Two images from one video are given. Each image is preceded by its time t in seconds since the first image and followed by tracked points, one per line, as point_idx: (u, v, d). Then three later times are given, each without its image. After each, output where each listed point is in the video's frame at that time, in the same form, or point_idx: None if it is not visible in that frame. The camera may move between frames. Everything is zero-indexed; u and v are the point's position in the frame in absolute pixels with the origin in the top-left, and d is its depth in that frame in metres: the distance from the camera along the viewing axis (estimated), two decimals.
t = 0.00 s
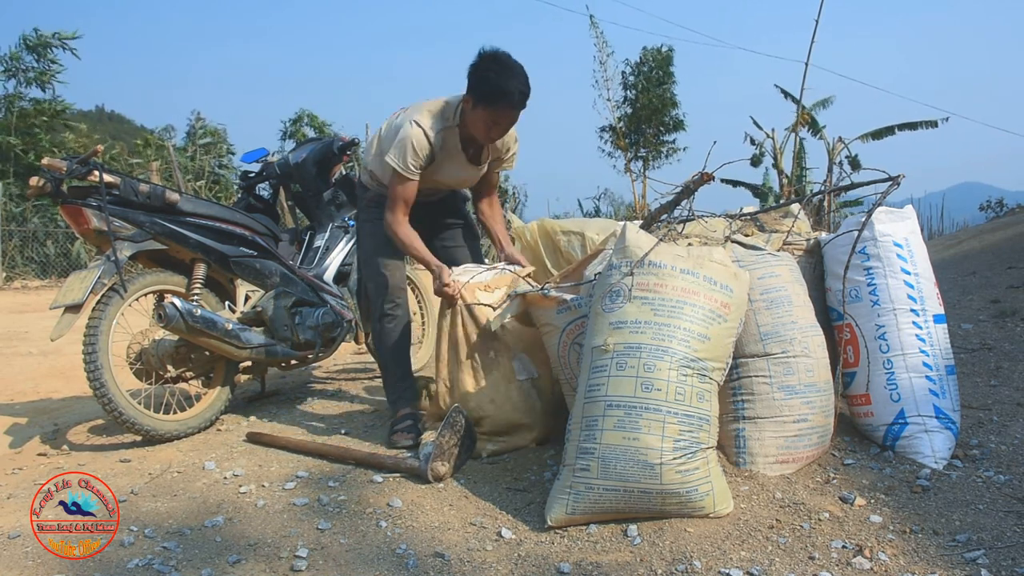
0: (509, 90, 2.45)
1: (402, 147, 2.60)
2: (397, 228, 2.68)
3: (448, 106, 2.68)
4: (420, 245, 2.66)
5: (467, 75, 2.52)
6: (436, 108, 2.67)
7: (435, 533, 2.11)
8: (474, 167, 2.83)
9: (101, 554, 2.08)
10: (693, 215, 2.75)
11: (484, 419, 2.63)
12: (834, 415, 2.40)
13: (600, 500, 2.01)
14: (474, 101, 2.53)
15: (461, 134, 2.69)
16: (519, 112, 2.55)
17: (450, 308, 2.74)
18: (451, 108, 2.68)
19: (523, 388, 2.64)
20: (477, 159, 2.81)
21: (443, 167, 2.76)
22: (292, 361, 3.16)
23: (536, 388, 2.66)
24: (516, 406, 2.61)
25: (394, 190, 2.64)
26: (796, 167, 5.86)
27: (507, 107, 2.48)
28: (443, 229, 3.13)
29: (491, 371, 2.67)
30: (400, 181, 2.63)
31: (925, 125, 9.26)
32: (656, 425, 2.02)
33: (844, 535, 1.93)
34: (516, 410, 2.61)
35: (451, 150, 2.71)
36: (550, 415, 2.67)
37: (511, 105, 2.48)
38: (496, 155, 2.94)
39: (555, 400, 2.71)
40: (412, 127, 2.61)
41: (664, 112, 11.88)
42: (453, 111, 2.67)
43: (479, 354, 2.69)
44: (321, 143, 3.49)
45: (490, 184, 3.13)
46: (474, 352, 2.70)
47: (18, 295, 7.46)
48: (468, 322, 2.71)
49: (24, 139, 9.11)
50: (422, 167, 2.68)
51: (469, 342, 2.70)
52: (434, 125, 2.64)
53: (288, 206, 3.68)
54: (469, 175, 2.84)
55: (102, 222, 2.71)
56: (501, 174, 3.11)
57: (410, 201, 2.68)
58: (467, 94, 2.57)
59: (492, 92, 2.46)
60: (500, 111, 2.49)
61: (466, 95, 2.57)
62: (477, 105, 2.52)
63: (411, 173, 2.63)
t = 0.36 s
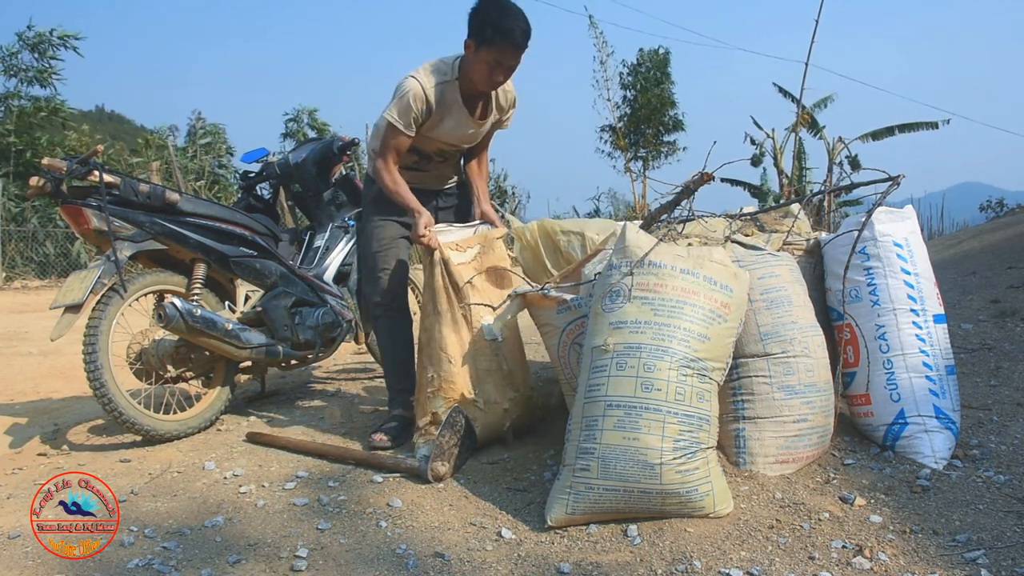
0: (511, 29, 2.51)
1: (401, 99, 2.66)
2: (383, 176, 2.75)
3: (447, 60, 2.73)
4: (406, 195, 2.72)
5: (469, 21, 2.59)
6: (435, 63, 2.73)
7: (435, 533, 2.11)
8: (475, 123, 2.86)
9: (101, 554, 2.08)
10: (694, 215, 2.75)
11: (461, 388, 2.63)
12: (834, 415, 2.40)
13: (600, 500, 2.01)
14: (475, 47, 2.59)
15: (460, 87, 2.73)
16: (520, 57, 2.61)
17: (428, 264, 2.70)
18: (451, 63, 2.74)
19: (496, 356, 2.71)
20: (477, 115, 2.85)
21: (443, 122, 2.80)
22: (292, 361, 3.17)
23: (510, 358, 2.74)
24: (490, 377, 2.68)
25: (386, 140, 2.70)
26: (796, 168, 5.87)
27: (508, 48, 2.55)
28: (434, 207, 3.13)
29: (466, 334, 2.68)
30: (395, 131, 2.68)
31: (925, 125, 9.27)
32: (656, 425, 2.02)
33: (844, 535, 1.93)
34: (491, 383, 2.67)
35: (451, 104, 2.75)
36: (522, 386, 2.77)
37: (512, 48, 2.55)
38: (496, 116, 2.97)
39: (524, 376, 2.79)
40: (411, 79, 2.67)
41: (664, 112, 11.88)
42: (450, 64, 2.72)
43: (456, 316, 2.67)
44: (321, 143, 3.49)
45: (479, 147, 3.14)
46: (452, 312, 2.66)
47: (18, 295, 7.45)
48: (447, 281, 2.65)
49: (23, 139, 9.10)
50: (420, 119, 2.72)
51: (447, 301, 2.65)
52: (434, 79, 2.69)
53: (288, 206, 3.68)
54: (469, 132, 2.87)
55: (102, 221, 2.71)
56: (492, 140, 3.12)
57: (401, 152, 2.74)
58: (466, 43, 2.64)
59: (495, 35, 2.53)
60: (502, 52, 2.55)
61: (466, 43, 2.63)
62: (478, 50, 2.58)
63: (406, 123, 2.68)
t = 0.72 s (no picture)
0: (528, 30, 2.55)
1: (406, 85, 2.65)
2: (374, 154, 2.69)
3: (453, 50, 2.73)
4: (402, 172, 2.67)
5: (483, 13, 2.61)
6: (441, 53, 2.73)
7: (435, 533, 2.11)
8: (476, 117, 2.85)
9: (101, 554, 2.08)
10: (694, 215, 2.75)
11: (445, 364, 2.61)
12: (834, 415, 2.40)
13: (600, 500, 2.01)
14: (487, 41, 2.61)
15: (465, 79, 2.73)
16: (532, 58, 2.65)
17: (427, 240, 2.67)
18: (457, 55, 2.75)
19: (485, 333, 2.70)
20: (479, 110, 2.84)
21: (445, 113, 2.79)
22: (292, 361, 3.17)
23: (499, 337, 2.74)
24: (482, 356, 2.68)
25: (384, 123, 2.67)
26: (795, 168, 5.87)
27: (524, 47, 2.58)
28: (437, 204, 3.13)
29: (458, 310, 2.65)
30: (396, 116, 2.66)
31: (925, 126, 9.26)
32: (656, 425, 2.02)
33: (844, 535, 1.93)
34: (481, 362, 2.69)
35: (455, 96, 2.75)
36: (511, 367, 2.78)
37: (528, 46, 2.58)
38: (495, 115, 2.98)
39: (512, 361, 2.78)
40: (418, 66, 2.67)
41: (664, 112, 11.88)
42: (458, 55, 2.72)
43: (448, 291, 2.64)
44: (321, 143, 3.48)
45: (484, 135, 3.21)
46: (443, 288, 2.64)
47: (18, 295, 7.46)
48: (443, 255, 2.63)
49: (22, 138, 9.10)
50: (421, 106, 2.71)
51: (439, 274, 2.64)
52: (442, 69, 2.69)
53: (288, 206, 3.68)
54: (469, 126, 2.87)
55: (102, 221, 2.71)
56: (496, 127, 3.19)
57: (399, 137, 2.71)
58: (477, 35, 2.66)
59: (512, 32, 2.56)
60: (518, 50, 2.59)
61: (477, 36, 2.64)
62: (492, 45, 2.60)
63: (408, 109, 2.67)
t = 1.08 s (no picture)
0: (536, 40, 2.54)
1: (405, 90, 2.65)
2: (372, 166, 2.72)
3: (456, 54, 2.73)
4: (393, 197, 2.70)
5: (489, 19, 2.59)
6: (443, 57, 2.73)
7: (435, 533, 2.11)
8: (475, 122, 2.85)
9: (101, 554, 2.08)
10: (694, 215, 2.75)
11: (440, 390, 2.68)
12: (834, 415, 2.40)
13: (600, 500, 2.01)
14: (492, 47, 2.60)
15: (466, 84, 2.72)
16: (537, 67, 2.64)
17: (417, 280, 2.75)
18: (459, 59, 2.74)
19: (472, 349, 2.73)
20: (479, 115, 2.83)
21: (444, 118, 2.78)
22: (292, 361, 3.17)
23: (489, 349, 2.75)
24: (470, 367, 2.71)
25: (381, 127, 2.68)
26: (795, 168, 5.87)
27: (530, 55, 2.57)
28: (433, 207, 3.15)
29: (450, 343, 2.73)
30: (393, 120, 2.66)
31: (925, 125, 9.26)
32: (656, 425, 2.02)
33: (844, 535, 1.93)
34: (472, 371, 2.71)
35: (455, 101, 2.74)
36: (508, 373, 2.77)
37: (534, 56, 2.57)
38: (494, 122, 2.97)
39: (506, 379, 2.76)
40: (419, 69, 2.66)
41: (664, 112, 11.88)
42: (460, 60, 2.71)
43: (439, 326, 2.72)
44: (321, 143, 3.48)
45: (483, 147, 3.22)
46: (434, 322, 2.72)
47: (18, 295, 7.45)
48: (434, 293, 2.72)
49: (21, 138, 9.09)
50: (420, 110, 2.71)
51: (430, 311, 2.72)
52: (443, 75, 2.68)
53: (288, 206, 3.69)
54: (468, 131, 2.86)
55: (102, 222, 2.71)
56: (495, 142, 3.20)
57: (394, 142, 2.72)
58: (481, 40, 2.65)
59: (521, 42, 2.54)
60: (524, 61, 2.58)
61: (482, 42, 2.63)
62: (497, 52, 2.59)
63: (406, 114, 2.66)
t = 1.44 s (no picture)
0: (518, 51, 2.54)
1: (382, 100, 2.63)
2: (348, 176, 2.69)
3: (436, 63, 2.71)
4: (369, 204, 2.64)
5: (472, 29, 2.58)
6: (421, 65, 2.71)
7: (435, 533, 2.11)
8: (454, 130, 2.84)
9: (101, 554, 2.08)
10: (694, 215, 2.75)
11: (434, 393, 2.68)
12: (834, 415, 2.40)
13: (600, 500, 2.01)
14: (477, 61, 2.58)
15: (445, 93, 2.71)
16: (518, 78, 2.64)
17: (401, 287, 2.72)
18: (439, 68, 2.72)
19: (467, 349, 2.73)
20: (458, 123, 2.82)
21: (423, 127, 2.77)
22: (292, 360, 3.17)
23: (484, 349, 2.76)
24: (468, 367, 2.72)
25: (357, 137, 2.66)
26: (795, 168, 5.87)
27: (513, 67, 2.57)
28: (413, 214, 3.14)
29: (448, 349, 2.70)
30: (370, 130, 2.64)
31: (925, 126, 9.26)
32: (657, 425, 2.02)
33: (844, 535, 1.93)
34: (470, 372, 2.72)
35: (433, 109, 2.73)
36: (507, 370, 2.78)
37: (518, 69, 2.57)
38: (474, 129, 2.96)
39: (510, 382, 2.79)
40: (397, 79, 2.65)
41: (664, 112, 11.88)
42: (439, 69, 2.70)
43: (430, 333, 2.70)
44: (321, 143, 3.45)
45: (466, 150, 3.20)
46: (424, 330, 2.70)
47: (17, 295, 7.45)
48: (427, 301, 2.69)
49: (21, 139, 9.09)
50: (398, 120, 2.69)
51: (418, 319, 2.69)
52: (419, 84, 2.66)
53: (288, 206, 3.69)
54: (447, 139, 2.85)
55: (101, 222, 2.71)
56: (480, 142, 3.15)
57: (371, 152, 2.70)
58: (463, 51, 2.63)
59: (506, 54, 2.54)
60: (508, 73, 2.58)
61: (463, 53, 2.62)
62: (481, 66, 2.57)
63: (383, 124, 2.65)
